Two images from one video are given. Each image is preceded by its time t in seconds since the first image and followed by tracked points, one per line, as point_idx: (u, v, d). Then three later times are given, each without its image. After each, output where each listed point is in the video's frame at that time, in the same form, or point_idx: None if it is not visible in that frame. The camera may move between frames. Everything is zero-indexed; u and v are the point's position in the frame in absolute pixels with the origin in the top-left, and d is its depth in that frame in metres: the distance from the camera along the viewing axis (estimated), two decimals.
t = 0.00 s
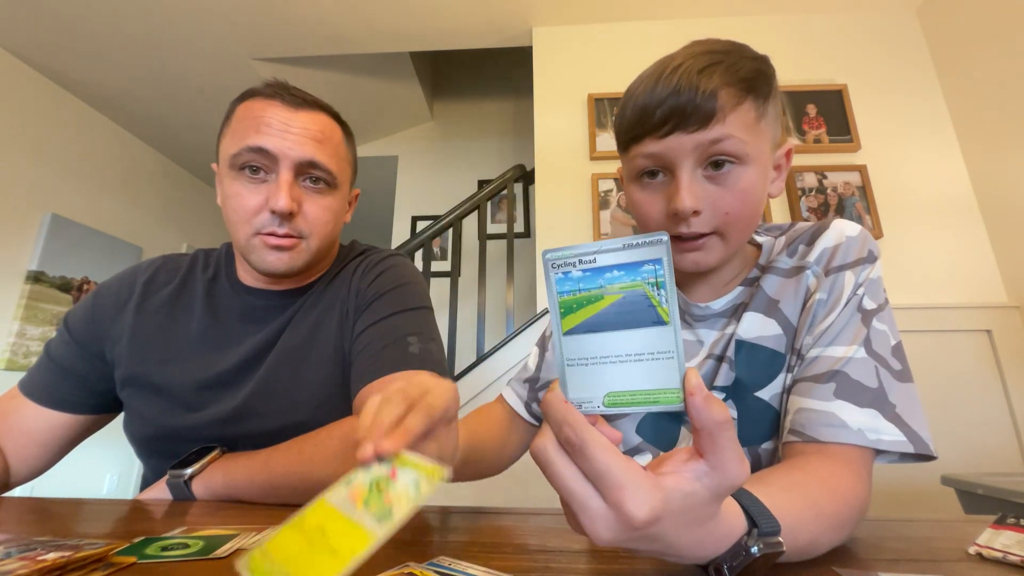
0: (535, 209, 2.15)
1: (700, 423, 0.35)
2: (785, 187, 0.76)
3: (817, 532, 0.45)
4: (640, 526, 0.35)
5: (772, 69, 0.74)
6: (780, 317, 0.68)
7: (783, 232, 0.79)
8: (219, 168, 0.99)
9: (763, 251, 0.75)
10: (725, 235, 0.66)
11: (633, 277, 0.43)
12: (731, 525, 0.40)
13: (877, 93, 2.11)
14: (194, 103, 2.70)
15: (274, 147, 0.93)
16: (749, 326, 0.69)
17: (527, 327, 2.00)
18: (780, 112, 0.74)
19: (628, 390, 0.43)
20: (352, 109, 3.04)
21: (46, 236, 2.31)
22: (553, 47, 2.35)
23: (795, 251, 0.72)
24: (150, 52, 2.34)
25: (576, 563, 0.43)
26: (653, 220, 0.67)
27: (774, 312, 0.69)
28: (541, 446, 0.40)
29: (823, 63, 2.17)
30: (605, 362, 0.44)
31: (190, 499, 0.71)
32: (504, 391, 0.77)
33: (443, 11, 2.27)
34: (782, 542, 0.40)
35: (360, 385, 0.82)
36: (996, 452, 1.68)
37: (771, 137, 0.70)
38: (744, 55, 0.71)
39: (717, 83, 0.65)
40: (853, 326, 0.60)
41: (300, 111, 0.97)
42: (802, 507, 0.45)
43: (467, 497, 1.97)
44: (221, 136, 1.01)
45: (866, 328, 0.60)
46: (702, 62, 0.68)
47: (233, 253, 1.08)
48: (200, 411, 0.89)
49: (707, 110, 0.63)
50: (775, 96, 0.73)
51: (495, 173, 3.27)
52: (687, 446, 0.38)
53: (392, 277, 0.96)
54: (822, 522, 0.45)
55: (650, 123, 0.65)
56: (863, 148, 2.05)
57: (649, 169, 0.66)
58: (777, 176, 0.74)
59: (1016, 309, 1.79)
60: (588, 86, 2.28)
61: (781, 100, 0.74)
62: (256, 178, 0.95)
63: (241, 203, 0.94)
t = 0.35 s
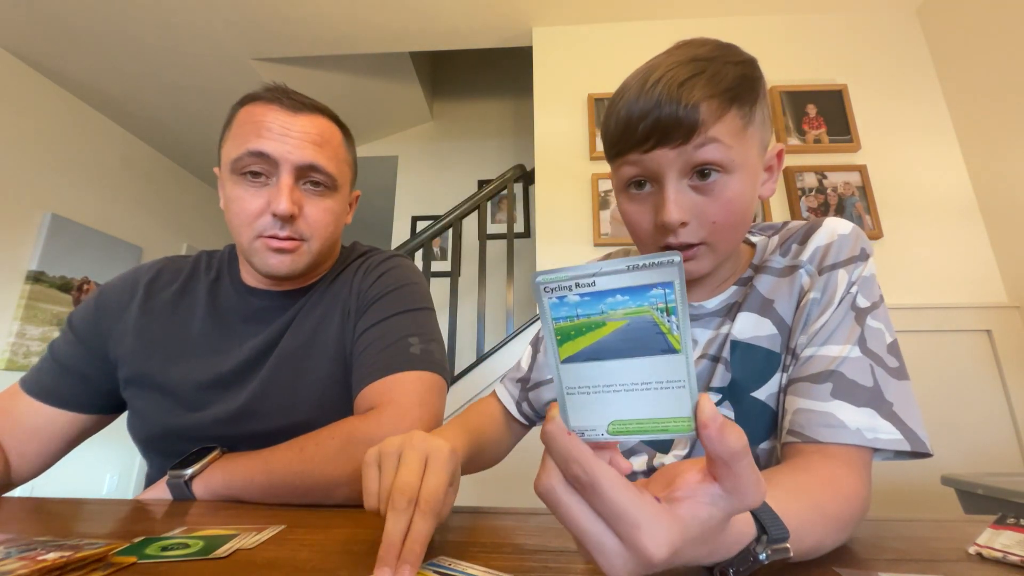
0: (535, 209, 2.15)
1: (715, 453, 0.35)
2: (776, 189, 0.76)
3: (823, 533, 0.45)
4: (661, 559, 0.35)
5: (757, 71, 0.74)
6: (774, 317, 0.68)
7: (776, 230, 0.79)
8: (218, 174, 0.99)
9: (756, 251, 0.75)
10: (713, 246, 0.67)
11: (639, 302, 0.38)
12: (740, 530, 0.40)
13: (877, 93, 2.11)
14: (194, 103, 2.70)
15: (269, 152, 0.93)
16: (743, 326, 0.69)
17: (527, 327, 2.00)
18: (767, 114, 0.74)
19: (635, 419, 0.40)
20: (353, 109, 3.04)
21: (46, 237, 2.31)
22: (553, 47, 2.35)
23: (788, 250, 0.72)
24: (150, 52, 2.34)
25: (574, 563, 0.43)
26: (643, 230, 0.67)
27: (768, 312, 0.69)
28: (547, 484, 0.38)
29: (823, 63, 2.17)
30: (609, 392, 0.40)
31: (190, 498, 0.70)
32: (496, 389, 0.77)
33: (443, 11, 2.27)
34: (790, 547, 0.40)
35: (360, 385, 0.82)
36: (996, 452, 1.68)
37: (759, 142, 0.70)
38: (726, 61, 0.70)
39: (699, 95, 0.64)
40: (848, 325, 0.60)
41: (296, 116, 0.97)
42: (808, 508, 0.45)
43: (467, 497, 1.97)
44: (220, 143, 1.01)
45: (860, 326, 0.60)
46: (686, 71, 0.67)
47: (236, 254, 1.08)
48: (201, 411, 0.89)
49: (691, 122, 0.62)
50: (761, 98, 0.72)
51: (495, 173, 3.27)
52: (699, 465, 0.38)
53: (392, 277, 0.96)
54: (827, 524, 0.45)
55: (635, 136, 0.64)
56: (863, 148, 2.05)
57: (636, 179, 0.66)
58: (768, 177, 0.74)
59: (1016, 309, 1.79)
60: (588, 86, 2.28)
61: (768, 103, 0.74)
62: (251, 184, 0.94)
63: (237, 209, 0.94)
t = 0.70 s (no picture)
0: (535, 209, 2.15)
1: (712, 443, 0.35)
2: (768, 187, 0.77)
3: (824, 535, 0.45)
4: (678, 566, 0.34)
5: (748, 76, 0.74)
6: (770, 317, 0.68)
7: (772, 231, 0.79)
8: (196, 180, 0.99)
9: (752, 251, 0.75)
10: (708, 245, 0.66)
11: (630, 302, 0.39)
12: (741, 527, 0.40)
13: (877, 92, 2.11)
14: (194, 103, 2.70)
15: (232, 155, 0.92)
16: (739, 326, 0.69)
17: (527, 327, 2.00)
18: (757, 114, 0.74)
19: (631, 420, 0.40)
20: (353, 109, 3.04)
21: (46, 237, 2.31)
22: (553, 47, 2.35)
23: (784, 250, 0.72)
24: (150, 51, 2.34)
25: (572, 563, 0.43)
26: (637, 233, 0.67)
27: (764, 312, 0.69)
28: (552, 503, 0.38)
29: (823, 63, 2.17)
30: (606, 396, 0.40)
31: (190, 499, 0.71)
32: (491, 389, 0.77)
33: (443, 11, 2.27)
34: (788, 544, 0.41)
35: (360, 385, 0.81)
36: (996, 452, 1.68)
37: (749, 145, 0.70)
38: (715, 65, 0.70)
39: (688, 102, 0.64)
40: (845, 324, 0.60)
41: (254, 111, 0.95)
42: (808, 507, 0.45)
43: (467, 497, 1.97)
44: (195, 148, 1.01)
45: (858, 326, 0.60)
46: (670, 75, 0.67)
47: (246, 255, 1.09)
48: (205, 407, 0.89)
49: (677, 129, 0.63)
50: (748, 99, 0.73)
51: (495, 173, 3.27)
52: (697, 461, 0.38)
53: (393, 277, 0.95)
54: (828, 525, 0.45)
55: (626, 143, 0.65)
56: (863, 148, 2.05)
57: (628, 181, 0.66)
58: (761, 176, 0.75)
59: (1016, 309, 1.79)
60: (588, 86, 2.28)
61: (757, 104, 0.74)
62: (223, 189, 0.94)
63: (214, 216, 0.94)
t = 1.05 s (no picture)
0: (535, 209, 2.15)
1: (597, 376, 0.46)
2: (771, 176, 0.78)
3: (824, 517, 0.46)
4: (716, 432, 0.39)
5: (743, 68, 0.78)
6: (773, 317, 0.68)
7: (773, 231, 0.79)
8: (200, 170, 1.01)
9: (755, 251, 0.75)
10: (707, 219, 0.68)
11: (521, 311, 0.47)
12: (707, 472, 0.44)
13: (877, 93, 2.11)
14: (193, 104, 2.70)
15: (230, 139, 0.92)
16: (743, 326, 0.69)
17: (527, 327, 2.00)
18: (756, 106, 0.77)
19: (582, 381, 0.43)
20: (352, 109, 3.03)
21: (46, 237, 2.31)
22: (553, 47, 2.35)
23: (787, 250, 0.72)
24: (150, 51, 2.34)
25: (573, 563, 0.43)
26: (635, 209, 0.71)
27: (767, 311, 0.68)
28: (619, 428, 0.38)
29: (823, 63, 2.17)
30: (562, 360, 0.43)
31: (190, 499, 0.70)
32: (501, 407, 0.76)
33: (442, 11, 2.26)
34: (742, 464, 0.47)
35: (359, 385, 0.81)
36: (996, 452, 1.68)
37: (746, 127, 0.73)
38: (710, 54, 0.75)
39: (678, 78, 0.70)
40: (847, 325, 0.60)
41: (257, 97, 0.96)
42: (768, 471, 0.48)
43: (467, 497, 1.97)
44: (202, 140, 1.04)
45: (858, 327, 0.60)
46: (664, 63, 0.74)
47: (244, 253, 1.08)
48: (206, 403, 0.89)
49: (669, 103, 0.68)
50: (747, 89, 0.77)
51: (495, 173, 3.27)
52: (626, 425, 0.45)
53: (395, 277, 0.96)
54: (803, 488, 0.47)
55: (622, 120, 0.71)
56: (863, 148, 2.05)
57: (628, 163, 0.71)
58: (763, 165, 0.77)
59: (1016, 309, 1.79)
60: (588, 86, 2.28)
61: (755, 94, 0.77)
62: (220, 175, 0.95)
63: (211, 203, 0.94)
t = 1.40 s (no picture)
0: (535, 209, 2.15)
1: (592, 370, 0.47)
2: (772, 173, 0.79)
3: (819, 516, 0.46)
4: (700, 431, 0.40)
5: (742, 67, 0.78)
6: (773, 317, 0.68)
7: (773, 231, 0.79)
8: (218, 163, 0.99)
9: (755, 251, 0.75)
10: (707, 214, 0.68)
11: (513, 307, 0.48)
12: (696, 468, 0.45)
13: (877, 93, 2.11)
14: (194, 104, 2.70)
15: (265, 137, 0.93)
16: (743, 326, 0.69)
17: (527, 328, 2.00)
18: (755, 104, 0.77)
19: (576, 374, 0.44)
20: (352, 109, 3.03)
21: (46, 237, 2.31)
22: (553, 47, 2.35)
23: (787, 250, 0.72)
24: (150, 51, 2.34)
25: (574, 562, 0.43)
26: (636, 206, 0.71)
27: (768, 312, 0.68)
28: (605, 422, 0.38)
29: (823, 63, 2.17)
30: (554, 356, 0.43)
31: (190, 499, 0.70)
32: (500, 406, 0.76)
33: (442, 10, 2.26)
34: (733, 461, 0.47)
35: (360, 385, 0.81)
36: (996, 452, 1.68)
37: (745, 124, 0.73)
38: (710, 54, 0.76)
39: (676, 76, 0.70)
40: (847, 325, 0.60)
41: (288, 100, 0.97)
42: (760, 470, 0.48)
43: (467, 497, 1.97)
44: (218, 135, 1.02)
45: (858, 327, 0.60)
46: (661, 62, 0.74)
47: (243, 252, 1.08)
48: (204, 402, 0.89)
49: (668, 101, 0.68)
50: (746, 87, 0.77)
51: (495, 173, 3.27)
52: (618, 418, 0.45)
53: (397, 278, 0.96)
54: (795, 488, 0.47)
55: (621, 119, 0.71)
56: (863, 148, 2.05)
57: (629, 163, 0.71)
58: (763, 162, 0.77)
59: (1016, 309, 1.79)
60: (588, 86, 2.28)
61: (753, 92, 0.78)
62: (249, 170, 0.95)
63: (237, 197, 0.94)
